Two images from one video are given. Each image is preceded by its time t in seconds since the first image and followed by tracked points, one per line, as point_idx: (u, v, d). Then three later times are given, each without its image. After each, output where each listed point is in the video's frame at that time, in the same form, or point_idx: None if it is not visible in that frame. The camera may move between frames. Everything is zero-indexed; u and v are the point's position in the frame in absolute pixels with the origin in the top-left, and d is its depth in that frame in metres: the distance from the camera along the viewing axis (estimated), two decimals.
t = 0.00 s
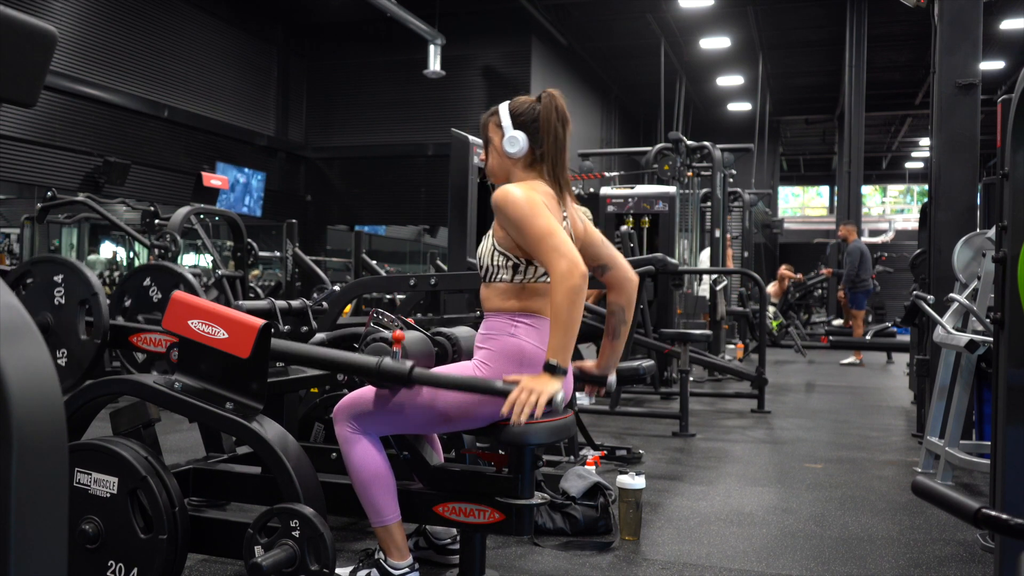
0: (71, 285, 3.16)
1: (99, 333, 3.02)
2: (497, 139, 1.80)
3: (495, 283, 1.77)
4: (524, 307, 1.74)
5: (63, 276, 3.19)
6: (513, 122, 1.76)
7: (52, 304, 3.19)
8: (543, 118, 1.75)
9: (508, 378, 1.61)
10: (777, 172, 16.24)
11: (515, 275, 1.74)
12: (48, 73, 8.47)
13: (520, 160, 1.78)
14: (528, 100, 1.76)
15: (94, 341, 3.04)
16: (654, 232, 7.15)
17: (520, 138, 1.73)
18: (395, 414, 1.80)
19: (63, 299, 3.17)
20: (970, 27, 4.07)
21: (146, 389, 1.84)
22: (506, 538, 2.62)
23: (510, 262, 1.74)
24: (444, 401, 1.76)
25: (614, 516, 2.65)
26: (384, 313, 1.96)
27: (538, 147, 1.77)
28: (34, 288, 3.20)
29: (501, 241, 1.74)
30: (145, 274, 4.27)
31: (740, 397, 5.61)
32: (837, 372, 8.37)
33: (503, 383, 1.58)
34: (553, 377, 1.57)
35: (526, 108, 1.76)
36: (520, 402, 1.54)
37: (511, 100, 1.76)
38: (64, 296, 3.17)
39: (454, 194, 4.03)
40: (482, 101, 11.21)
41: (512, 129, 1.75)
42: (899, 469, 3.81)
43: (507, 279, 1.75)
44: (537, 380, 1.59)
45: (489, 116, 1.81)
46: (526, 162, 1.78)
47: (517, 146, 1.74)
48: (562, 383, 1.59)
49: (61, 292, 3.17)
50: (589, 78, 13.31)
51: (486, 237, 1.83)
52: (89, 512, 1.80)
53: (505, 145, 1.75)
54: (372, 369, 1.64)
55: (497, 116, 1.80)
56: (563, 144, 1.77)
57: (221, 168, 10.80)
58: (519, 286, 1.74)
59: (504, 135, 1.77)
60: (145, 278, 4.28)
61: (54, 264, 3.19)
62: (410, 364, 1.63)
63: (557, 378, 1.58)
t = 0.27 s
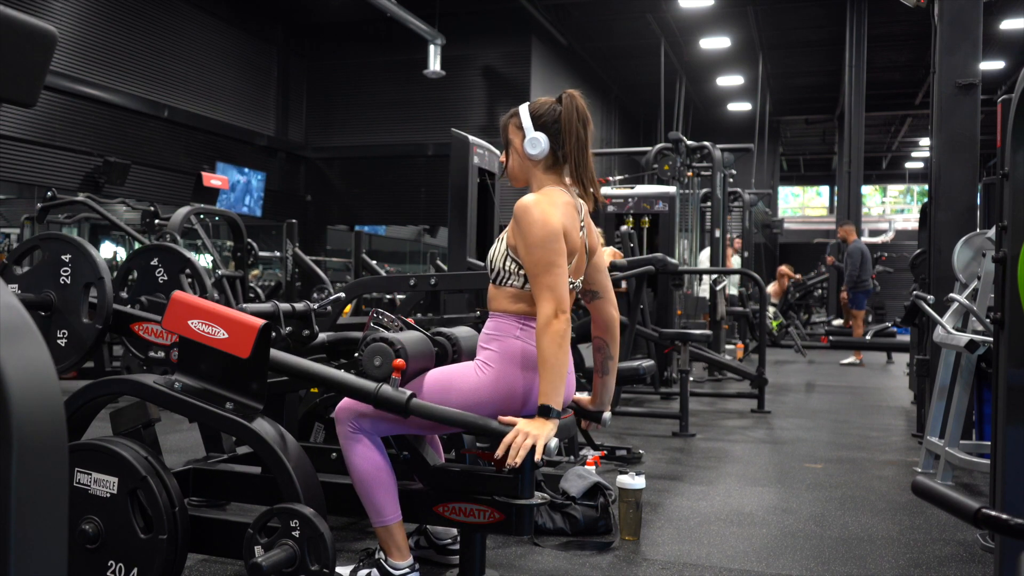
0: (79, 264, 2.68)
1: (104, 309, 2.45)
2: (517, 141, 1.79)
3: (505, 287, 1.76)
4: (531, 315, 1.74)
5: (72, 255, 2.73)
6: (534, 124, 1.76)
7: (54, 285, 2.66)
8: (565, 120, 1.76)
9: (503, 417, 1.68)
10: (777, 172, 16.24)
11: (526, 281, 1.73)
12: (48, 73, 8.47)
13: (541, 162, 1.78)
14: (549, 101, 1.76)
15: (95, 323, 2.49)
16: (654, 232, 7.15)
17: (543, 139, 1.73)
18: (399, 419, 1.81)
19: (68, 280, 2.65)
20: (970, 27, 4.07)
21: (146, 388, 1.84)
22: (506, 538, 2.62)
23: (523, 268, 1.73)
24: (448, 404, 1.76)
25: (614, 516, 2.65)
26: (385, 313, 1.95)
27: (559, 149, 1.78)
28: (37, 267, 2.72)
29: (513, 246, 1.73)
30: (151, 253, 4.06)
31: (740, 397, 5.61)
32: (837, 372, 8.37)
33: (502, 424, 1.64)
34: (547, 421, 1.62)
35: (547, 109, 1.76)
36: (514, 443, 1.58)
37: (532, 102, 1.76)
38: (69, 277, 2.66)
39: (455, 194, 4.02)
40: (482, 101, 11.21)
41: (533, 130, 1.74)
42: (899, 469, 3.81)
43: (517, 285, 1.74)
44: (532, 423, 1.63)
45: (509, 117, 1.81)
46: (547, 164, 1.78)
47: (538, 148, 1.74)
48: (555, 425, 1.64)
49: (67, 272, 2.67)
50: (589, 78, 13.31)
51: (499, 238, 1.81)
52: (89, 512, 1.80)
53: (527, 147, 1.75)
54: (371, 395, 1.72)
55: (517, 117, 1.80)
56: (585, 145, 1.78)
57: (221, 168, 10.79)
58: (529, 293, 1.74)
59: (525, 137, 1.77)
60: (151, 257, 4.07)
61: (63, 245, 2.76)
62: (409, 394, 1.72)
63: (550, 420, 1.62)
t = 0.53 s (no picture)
0: (78, 265, 2.68)
1: (105, 309, 2.46)
2: (520, 139, 1.79)
3: (507, 285, 1.76)
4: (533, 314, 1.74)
5: (70, 257, 2.73)
6: (537, 123, 1.76)
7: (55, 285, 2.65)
8: (567, 119, 1.76)
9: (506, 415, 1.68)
10: (778, 172, 16.24)
11: (527, 279, 1.74)
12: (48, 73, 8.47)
13: (544, 160, 1.77)
14: (552, 100, 1.76)
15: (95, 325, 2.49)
16: (654, 232, 7.15)
17: (545, 138, 1.73)
18: (399, 418, 1.81)
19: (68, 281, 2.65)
20: (970, 27, 4.07)
21: (146, 389, 1.84)
22: (506, 538, 2.62)
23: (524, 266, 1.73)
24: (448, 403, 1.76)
25: (614, 516, 2.65)
26: (385, 313, 1.95)
27: (562, 148, 1.78)
28: (37, 267, 2.70)
29: (515, 244, 1.74)
30: (150, 254, 4.08)
31: (740, 398, 5.61)
32: (837, 372, 8.37)
33: (502, 421, 1.65)
34: (548, 418, 1.62)
35: (550, 108, 1.76)
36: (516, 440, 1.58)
37: (535, 101, 1.75)
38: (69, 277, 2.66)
39: (455, 194, 4.02)
40: (482, 101, 11.21)
41: (536, 129, 1.74)
42: (899, 469, 3.81)
43: (519, 283, 1.74)
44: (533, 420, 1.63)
45: (512, 116, 1.80)
46: (550, 163, 1.78)
47: (542, 147, 1.73)
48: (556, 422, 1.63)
49: (67, 273, 2.66)
50: (589, 78, 13.31)
51: (501, 236, 1.81)
52: (89, 512, 1.80)
53: (529, 145, 1.74)
54: (371, 394, 1.72)
55: (520, 116, 1.79)
56: (587, 145, 1.79)
57: (221, 168, 10.79)
58: (531, 292, 1.74)
59: (527, 136, 1.76)
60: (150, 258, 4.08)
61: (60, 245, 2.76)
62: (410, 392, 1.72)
63: (551, 418, 1.62)
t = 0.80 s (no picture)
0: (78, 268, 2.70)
1: (104, 312, 2.48)
2: (514, 139, 1.79)
3: (505, 286, 1.76)
4: (533, 314, 1.74)
5: (69, 259, 2.74)
6: (532, 123, 1.75)
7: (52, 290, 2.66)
8: (563, 120, 1.76)
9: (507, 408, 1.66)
10: (778, 172, 16.25)
11: (526, 280, 1.74)
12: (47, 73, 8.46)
13: (538, 161, 1.77)
14: (548, 101, 1.76)
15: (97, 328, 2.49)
16: (654, 232, 7.14)
17: (540, 139, 1.73)
18: (399, 420, 1.81)
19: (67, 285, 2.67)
20: (970, 27, 4.07)
21: (146, 389, 1.84)
22: (506, 538, 2.62)
23: (523, 266, 1.73)
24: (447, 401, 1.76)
25: (614, 517, 2.65)
26: (385, 313, 1.95)
27: (557, 149, 1.78)
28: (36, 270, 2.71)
29: (513, 244, 1.74)
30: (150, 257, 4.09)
31: (740, 398, 5.61)
32: (837, 372, 8.37)
33: (503, 414, 1.64)
34: (550, 411, 1.60)
35: (545, 109, 1.75)
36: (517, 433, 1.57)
37: (530, 101, 1.75)
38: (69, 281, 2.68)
39: (454, 194, 4.02)
40: (482, 101, 11.21)
41: (531, 130, 1.74)
42: (899, 469, 3.81)
43: (517, 283, 1.74)
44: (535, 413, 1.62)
45: (507, 116, 1.80)
46: (544, 163, 1.78)
47: (536, 147, 1.73)
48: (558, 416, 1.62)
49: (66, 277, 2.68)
50: (589, 78, 13.31)
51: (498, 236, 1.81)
52: (89, 512, 1.80)
53: (524, 146, 1.75)
54: (372, 388, 1.71)
55: (515, 115, 1.79)
56: (582, 146, 1.79)
57: (221, 168, 10.78)
58: (530, 292, 1.74)
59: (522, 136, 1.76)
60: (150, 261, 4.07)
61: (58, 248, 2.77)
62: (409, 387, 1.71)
63: (554, 411, 1.61)
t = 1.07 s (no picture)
0: (70, 283, 3.06)
1: (100, 327, 2.77)
2: (501, 138, 1.79)
3: (500, 283, 1.77)
4: (530, 308, 1.74)
5: (64, 275, 3.10)
6: (518, 121, 1.75)
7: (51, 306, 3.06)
8: (548, 117, 1.76)
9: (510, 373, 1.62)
10: (778, 173, 16.25)
11: (519, 275, 1.74)
12: (47, 73, 8.47)
13: (524, 160, 1.77)
14: (533, 99, 1.76)
15: (94, 342, 2.81)
16: (654, 232, 7.14)
17: (525, 137, 1.73)
18: (400, 418, 1.81)
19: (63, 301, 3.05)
20: (970, 27, 4.07)
21: (146, 389, 1.84)
22: (506, 538, 2.62)
23: (515, 262, 1.74)
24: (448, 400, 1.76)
25: (614, 516, 2.65)
26: (385, 313, 1.95)
27: (542, 147, 1.77)
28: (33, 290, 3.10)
29: (506, 240, 1.74)
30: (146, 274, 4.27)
31: (741, 398, 5.61)
32: (837, 372, 8.37)
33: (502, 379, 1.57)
34: (554, 372, 1.58)
35: (531, 107, 1.75)
36: (519, 392, 1.53)
37: (516, 99, 1.75)
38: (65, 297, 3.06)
39: (454, 194, 4.02)
40: (482, 101, 11.21)
41: (516, 128, 1.74)
42: (899, 469, 3.81)
43: (512, 279, 1.75)
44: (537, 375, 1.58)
45: (493, 115, 1.81)
46: (529, 162, 1.78)
47: (521, 146, 1.73)
48: (563, 380, 1.59)
49: (61, 293, 3.07)
50: (589, 78, 13.31)
51: (489, 236, 1.82)
52: (89, 512, 1.80)
53: (510, 145, 1.75)
54: (374, 366, 1.65)
55: (501, 114, 1.79)
56: (567, 145, 1.78)
57: (221, 168, 10.78)
58: (524, 287, 1.74)
59: (508, 135, 1.76)
60: (145, 278, 4.28)
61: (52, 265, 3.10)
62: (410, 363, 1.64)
63: (560, 374, 1.58)
